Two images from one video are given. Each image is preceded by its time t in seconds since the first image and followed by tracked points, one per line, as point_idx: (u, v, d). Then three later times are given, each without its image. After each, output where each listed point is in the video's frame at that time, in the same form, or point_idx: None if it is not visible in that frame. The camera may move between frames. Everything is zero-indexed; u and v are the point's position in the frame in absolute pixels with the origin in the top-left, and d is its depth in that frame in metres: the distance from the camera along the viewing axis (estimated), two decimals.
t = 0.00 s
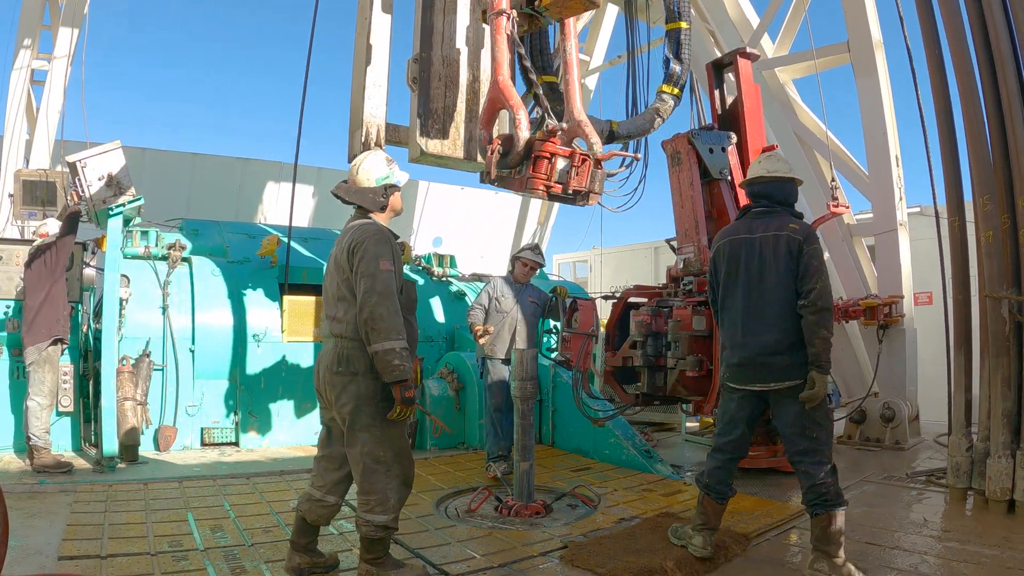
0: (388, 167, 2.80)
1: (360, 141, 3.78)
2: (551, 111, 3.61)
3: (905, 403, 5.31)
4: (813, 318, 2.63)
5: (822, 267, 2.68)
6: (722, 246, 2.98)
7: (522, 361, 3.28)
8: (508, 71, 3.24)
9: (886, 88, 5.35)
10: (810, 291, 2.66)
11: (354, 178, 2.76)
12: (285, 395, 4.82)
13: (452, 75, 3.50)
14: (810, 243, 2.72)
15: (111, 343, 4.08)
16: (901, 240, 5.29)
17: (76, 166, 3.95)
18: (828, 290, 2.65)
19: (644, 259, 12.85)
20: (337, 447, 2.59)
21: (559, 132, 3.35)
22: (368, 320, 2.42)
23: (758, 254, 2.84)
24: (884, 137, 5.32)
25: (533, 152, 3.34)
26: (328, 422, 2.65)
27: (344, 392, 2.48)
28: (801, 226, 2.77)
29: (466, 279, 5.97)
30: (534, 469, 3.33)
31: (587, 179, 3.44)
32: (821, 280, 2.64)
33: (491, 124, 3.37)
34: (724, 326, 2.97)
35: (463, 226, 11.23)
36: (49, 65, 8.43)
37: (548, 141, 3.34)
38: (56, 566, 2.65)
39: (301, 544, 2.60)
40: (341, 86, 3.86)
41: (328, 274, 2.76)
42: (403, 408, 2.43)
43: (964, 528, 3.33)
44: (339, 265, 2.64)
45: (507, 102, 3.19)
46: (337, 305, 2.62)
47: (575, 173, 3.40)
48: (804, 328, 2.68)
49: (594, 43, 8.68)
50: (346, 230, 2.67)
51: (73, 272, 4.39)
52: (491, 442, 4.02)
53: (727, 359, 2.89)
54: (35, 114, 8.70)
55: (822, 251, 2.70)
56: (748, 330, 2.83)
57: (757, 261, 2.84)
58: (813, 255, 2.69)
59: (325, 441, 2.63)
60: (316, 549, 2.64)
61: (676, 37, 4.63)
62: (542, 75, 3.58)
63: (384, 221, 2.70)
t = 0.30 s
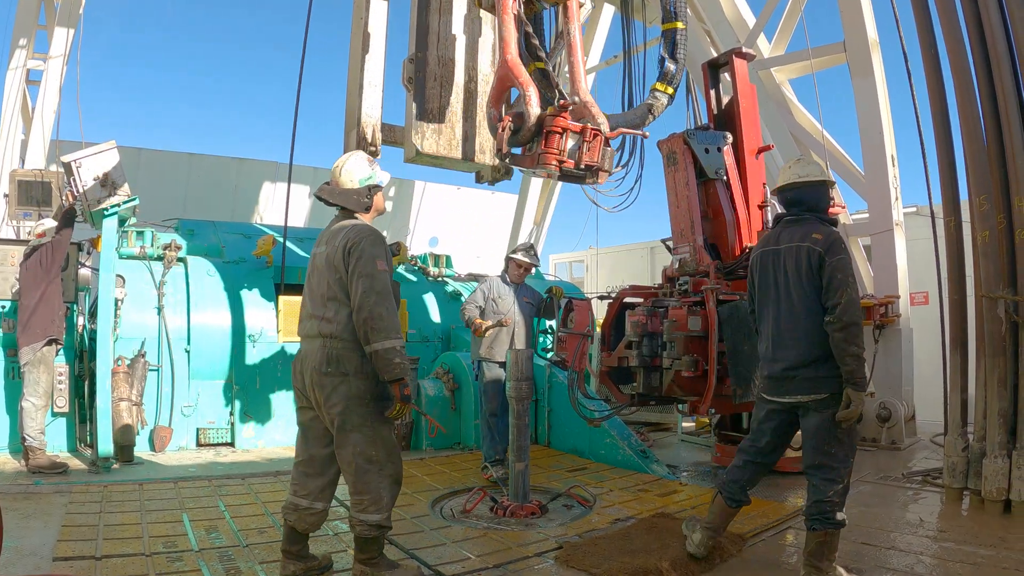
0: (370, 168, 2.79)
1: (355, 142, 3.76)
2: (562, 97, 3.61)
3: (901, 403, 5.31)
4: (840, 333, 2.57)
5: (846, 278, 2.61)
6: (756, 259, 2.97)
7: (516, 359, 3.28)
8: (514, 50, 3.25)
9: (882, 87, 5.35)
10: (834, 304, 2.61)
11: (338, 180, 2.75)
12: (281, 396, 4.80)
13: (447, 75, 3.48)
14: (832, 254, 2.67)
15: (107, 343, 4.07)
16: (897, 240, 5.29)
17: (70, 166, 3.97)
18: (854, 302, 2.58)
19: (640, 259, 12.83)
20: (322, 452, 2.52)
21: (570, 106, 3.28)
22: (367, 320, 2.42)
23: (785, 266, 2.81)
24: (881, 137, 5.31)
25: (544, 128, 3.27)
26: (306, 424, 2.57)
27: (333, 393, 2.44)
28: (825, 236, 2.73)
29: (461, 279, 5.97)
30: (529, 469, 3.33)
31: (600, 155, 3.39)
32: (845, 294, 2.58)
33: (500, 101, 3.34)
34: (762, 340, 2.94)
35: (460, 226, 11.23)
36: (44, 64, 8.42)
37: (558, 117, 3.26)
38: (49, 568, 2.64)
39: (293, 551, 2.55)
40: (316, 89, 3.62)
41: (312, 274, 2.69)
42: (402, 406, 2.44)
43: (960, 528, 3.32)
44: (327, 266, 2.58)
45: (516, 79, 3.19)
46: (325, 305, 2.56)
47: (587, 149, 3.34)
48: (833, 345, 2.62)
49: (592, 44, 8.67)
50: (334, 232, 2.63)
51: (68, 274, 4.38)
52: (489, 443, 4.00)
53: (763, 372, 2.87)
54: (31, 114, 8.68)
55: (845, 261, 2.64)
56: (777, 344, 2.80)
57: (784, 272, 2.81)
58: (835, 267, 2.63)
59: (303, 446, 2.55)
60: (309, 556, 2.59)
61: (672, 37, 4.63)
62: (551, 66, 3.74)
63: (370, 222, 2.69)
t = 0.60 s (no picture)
0: (349, 168, 2.78)
1: (349, 142, 3.75)
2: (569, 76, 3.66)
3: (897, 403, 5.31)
4: (856, 332, 2.57)
5: (857, 273, 2.59)
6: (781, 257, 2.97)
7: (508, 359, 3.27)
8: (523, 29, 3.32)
9: (878, 88, 5.35)
10: (847, 302, 2.60)
11: (316, 179, 2.73)
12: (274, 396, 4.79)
13: (442, 75, 3.47)
14: (842, 250, 2.65)
15: (101, 343, 4.05)
16: (892, 240, 5.29)
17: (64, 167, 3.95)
18: (867, 298, 2.56)
19: (636, 259, 12.82)
20: (308, 452, 2.51)
21: (579, 85, 3.35)
22: (366, 318, 2.43)
23: (803, 264, 2.80)
24: (876, 137, 5.31)
25: (554, 106, 3.35)
26: (286, 424, 2.54)
27: (318, 395, 2.41)
28: (836, 231, 2.71)
29: (456, 279, 5.97)
30: (522, 470, 3.32)
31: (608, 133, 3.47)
32: (856, 291, 2.57)
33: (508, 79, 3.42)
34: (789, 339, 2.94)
35: (455, 226, 11.21)
36: (39, 64, 8.40)
37: (568, 95, 3.34)
38: (41, 568, 2.63)
39: (285, 552, 2.54)
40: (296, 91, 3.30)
41: (293, 274, 2.62)
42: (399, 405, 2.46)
43: (956, 528, 3.32)
44: (314, 267, 2.53)
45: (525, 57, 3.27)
46: (310, 306, 2.50)
47: (595, 127, 3.41)
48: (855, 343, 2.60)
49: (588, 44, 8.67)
50: (319, 232, 2.59)
51: (61, 274, 4.37)
52: (482, 444, 3.98)
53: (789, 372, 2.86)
54: (26, 114, 8.66)
55: (854, 256, 2.61)
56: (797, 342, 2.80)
57: (802, 270, 2.80)
58: (845, 263, 2.62)
59: (284, 447, 2.53)
60: (302, 556, 2.59)
61: (667, 37, 4.62)
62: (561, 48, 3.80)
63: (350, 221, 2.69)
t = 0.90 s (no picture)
0: (323, 169, 2.76)
1: (342, 142, 3.74)
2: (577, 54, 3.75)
3: (890, 403, 5.31)
4: (871, 334, 2.54)
5: (870, 273, 2.57)
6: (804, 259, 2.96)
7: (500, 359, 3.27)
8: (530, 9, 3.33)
9: (872, 88, 5.35)
10: (859, 304, 2.58)
11: (289, 182, 2.71)
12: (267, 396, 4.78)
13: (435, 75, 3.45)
14: (855, 250, 2.64)
15: (94, 343, 4.04)
16: (886, 240, 5.29)
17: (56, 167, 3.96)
18: (878, 299, 2.53)
19: (630, 259, 12.83)
20: (297, 454, 2.50)
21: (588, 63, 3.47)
22: (356, 319, 2.45)
23: (822, 265, 2.78)
24: (870, 138, 5.31)
25: (562, 84, 3.47)
26: (267, 425, 2.52)
27: (303, 398, 2.39)
28: (850, 231, 2.69)
29: (449, 279, 5.96)
30: (514, 471, 3.31)
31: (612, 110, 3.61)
32: (867, 292, 2.54)
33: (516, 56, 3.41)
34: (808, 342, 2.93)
35: (449, 226, 11.21)
36: (32, 64, 8.38)
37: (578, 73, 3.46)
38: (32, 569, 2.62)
39: (275, 553, 2.54)
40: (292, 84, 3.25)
41: (275, 278, 2.58)
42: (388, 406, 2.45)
43: (948, 528, 3.32)
44: (297, 270, 2.50)
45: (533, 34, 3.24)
46: (293, 310, 2.46)
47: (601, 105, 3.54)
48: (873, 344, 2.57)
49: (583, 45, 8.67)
50: (300, 235, 2.56)
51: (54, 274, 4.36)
52: (473, 446, 3.97)
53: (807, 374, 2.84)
54: (20, 114, 8.65)
55: (867, 257, 2.59)
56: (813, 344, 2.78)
57: (821, 271, 2.79)
58: (857, 263, 2.60)
59: (267, 448, 2.51)
60: (293, 557, 2.58)
61: (661, 37, 4.63)
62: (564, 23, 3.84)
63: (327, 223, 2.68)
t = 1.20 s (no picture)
0: (292, 170, 2.74)
1: (332, 143, 3.73)
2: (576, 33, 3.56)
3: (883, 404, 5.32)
4: (876, 340, 2.55)
5: (881, 280, 2.57)
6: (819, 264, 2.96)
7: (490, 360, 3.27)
8: None
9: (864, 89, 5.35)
10: (868, 309, 2.59)
11: (261, 187, 2.69)
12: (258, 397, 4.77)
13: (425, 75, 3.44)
14: (867, 256, 2.63)
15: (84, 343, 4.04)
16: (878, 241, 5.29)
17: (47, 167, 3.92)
18: (888, 305, 2.54)
19: (623, 259, 12.83)
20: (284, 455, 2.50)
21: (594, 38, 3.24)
22: (338, 319, 2.46)
23: (835, 272, 2.78)
24: (862, 139, 5.32)
25: (567, 60, 3.25)
26: (249, 427, 2.51)
27: (285, 399, 2.39)
28: (865, 237, 2.68)
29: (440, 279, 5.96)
30: (503, 472, 3.31)
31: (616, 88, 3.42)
32: (878, 298, 2.55)
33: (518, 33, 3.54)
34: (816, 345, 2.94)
35: (438, 226, 11.15)
36: (25, 64, 8.37)
37: (582, 48, 3.22)
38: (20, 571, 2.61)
39: (263, 555, 2.53)
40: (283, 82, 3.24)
41: (252, 282, 2.56)
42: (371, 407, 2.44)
43: (939, 529, 3.32)
44: (275, 272, 2.49)
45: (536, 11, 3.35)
46: (272, 312, 2.45)
47: (605, 81, 3.36)
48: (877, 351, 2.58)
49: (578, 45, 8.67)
50: (277, 237, 2.55)
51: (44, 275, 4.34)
52: (463, 447, 3.96)
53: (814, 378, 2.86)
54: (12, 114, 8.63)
55: (880, 263, 2.59)
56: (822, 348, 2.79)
57: (833, 278, 2.79)
58: (869, 269, 2.60)
59: (250, 449, 2.50)
60: (281, 558, 2.58)
61: (653, 37, 4.62)
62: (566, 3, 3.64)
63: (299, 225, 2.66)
